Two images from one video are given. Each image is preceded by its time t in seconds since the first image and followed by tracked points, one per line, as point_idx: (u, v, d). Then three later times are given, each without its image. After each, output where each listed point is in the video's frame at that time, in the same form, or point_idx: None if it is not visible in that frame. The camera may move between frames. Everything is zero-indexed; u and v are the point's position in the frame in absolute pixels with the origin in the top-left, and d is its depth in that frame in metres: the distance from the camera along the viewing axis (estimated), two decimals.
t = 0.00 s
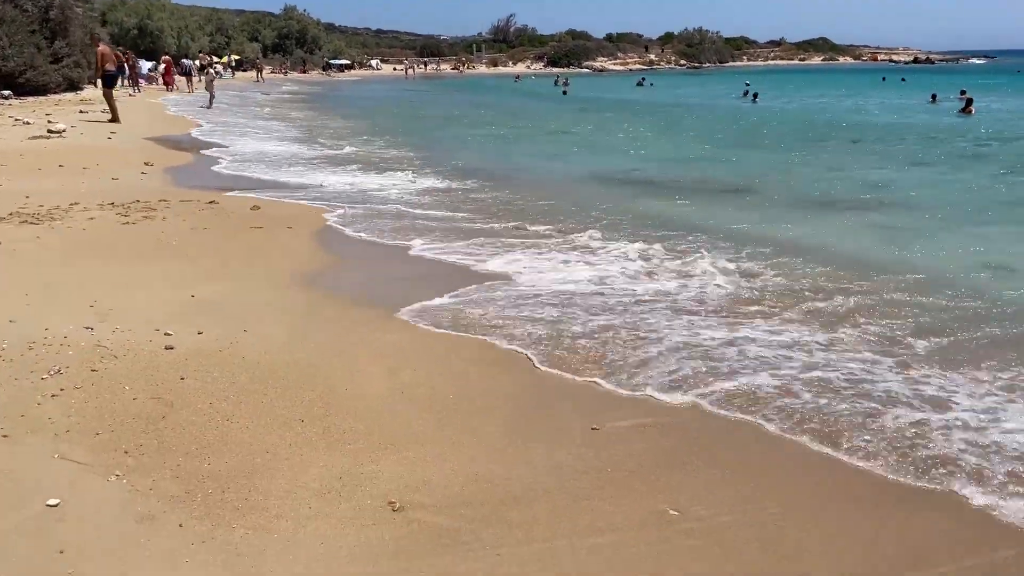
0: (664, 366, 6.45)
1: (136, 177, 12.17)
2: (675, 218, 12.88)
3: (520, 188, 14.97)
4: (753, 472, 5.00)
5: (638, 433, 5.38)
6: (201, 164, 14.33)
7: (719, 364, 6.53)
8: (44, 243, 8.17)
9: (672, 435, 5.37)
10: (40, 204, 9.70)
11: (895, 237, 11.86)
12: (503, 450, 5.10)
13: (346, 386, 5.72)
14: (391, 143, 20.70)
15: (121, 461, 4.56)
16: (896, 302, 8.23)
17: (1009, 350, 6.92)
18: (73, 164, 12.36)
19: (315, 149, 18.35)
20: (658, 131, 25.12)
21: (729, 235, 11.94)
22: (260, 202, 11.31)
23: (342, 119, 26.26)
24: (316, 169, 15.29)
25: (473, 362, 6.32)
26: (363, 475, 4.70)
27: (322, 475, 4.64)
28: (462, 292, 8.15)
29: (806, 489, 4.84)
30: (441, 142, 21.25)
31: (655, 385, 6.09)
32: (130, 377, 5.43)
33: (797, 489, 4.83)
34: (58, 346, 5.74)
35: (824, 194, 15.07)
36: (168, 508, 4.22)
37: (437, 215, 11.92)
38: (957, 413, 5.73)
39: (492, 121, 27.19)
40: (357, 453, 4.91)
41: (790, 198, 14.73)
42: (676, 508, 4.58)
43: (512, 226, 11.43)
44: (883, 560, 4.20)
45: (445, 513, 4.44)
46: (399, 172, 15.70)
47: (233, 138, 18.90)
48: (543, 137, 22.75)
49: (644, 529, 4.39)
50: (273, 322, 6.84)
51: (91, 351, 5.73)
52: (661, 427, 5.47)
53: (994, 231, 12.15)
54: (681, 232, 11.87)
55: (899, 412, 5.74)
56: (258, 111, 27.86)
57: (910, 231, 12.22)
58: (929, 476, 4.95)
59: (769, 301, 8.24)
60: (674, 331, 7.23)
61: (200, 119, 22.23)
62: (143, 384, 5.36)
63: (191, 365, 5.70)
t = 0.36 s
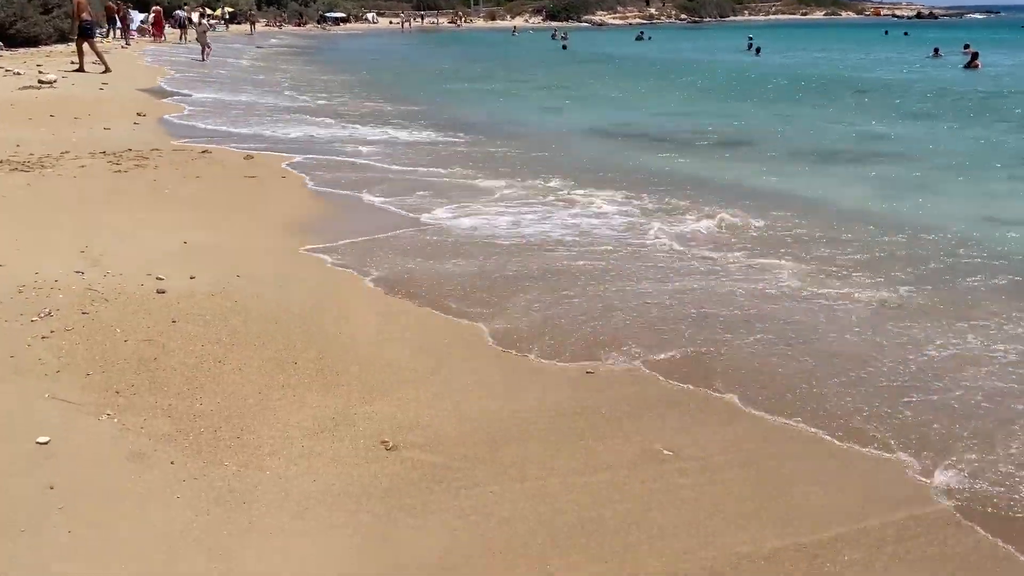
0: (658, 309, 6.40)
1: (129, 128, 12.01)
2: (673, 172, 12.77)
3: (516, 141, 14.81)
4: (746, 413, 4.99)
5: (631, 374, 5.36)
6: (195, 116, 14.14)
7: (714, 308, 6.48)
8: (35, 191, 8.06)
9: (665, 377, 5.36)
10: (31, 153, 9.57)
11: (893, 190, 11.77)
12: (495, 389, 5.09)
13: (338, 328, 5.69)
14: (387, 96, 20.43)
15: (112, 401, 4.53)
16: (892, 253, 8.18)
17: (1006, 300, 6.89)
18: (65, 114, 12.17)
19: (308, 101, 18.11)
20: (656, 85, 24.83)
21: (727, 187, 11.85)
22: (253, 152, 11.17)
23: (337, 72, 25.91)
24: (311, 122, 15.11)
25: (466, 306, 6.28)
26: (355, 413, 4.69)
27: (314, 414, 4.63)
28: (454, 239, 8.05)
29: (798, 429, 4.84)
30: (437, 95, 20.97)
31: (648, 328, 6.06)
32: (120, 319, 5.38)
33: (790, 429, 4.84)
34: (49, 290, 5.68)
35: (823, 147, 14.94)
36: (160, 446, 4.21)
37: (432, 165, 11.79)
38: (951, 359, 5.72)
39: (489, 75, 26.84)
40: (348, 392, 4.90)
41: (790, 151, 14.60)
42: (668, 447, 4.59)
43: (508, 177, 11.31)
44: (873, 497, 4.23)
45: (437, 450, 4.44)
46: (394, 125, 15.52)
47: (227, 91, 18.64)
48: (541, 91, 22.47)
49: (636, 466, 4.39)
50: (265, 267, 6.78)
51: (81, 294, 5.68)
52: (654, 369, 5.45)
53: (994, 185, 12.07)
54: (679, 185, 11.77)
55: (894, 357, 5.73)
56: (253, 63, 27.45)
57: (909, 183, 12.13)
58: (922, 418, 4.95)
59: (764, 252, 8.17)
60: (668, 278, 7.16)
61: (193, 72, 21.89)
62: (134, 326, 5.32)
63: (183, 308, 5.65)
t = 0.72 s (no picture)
0: (657, 237, 6.28)
1: (116, 69, 11.77)
2: (670, 117, 12.59)
3: (512, 86, 14.56)
4: (743, 340, 4.92)
5: (626, 302, 5.28)
6: (184, 57, 13.85)
7: (714, 236, 6.36)
8: (19, 127, 7.88)
9: (661, 305, 5.27)
10: (15, 91, 9.36)
11: (893, 133, 11.62)
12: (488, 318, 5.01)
13: (328, 259, 5.59)
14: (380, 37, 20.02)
15: (96, 325, 4.44)
16: (898, 173, 7.98)
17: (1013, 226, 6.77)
18: (50, 55, 11.91)
19: (300, 41, 17.72)
20: (655, 30, 24.41)
21: (724, 132, 11.70)
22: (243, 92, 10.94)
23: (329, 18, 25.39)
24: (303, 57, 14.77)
25: (459, 234, 6.16)
26: (344, 339, 4.61)
27: (302, 338, 4.56)
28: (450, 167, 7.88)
29: (795, 357, 4.78)
30: (432, 38, 20.59)
31: (646, 255, 5.95)
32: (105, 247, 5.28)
33: (785, 358, 4.78)
34: (32, 219, 5.55)
35: (824, 92, 14.71)
36: (144, 368, 4.13)
37: (426, 101, 11.56)
38: (952, 291, 5.64)
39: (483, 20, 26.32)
40: (338, 319, 4.81)
41: (789, 96, 14.38)
42: (662, 372, 4.52)
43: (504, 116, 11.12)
44: (867, 423, 4.19)
45: (427, 374, 4.37)
46: (387, 69, 15.25)
47: (216, 31, 18.23)
48: (537, 36, 22.07)
49: (629, 391, 4.33)
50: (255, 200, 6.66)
51: (65, 223, 5.56)
52: (650, 297, 5.36)
53: (997, 128, 11.90)
54: (676, 129, 11.60)
55: (895, 288, 5.65)
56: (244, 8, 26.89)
57: (910, 127, 11.97)
58: (920, 350, 4.89)
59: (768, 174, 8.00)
60: (669, 205, 7.02)
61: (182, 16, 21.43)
62: (120, 254, 5.22)
63: (171, 237, 5.55)
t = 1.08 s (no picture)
0: (647, 163, 6.11)
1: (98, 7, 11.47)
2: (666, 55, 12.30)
3: (504, 26, 14.23)
4: (739, 261, 4.82)
5: (615, 227, 5.17)
6: None
7: (710, 160, 6.18)
8: None
9: (650, 229, 5.16)
10: None
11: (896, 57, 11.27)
12: (473, 244, 4.91)
13: (310, 186, 5.46)
14: None
15: (71, 241, 4.33)
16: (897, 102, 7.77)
17: None
18: None
19: None
20: None
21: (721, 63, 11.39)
22: (227, 28, 10.66)
23: None
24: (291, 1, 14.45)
25: (444, 159, 5.98)
26: (322, 260, 4.50)
27: (279, 259, 4.45)
28: (438, 100, 7.70)
29: (792, 276, 4.67)
30: None
31: (636, 181, 5.79)
32: (81, 170, 5.14)
33: (776, 277, 4.66)
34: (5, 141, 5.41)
35: (825, 24, 14.32)
36: (121, 283, 4.03)
37: (416, 38, 11.27)
38: (952, 208, 5.47)
39: None
40: (321, 242, 4.71)
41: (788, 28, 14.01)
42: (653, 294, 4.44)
43: (495, 49, 10.82)
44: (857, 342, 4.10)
45: (412, 293, 4.28)
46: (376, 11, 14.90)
47: None
48: None
49: (622, 309, 4.25)
50: (237, 127, 6.52)
51: (39, 146, 5.42)
52: (639, 221, 5.25)
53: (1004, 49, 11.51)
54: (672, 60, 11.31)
55: (892, 206, 5.48)
56: None
57: (913, 51, 11.60)
58: (918, 266, 4.76)
59: (767, 105, 7.80)
60: (666, 134, 6.85)
61: None
62: (95, 177, 5.08)
63: (148, 162, 5.41)
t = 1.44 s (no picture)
0: (610, 160, 6.28)
1: None
2: None
3: None
4: (690, 272, 5.06)
5: (600, 228, 5.44)
6: None
7: (673, 157, 6.36)
8: None
9: (635, 231, 5.44)
10: None
11: None
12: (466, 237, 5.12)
13: (281, 176, 5.59)
14: None
15: (49, 242, 4.50)
16: (867, 77, 7.83)
17: (992, 137, 6.71)
18: None
19: None
20: None
21: None
22: None
23: None
24: None
25: (412, 156, 6.15)
26: (324, 258, 4.72)
27: (283, 259, 4.66)
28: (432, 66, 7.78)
29: (739, 292, 4.93)
30: None
31: (598, 183, 5.99)
32: (55, 159, 5.25)
33: (722, 292, 4.93)
34: None
35: None
36: (100, 294, 4.24)
37: None
38: (899, 219, 5.72)
39: None
40: (298, 238, 4.87)
41: None
42: (609, 297, 4.69)
43: None
44: (792, 364, 4.40)
45: (377, 298, 4.47)
46: None
47: None
48: None
49: (577, 316, 4.47)
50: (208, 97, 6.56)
51: (12, 125, 5.48)
52: (624, 222, 5.53)
53: None
54: None
55: (841, 216, 5.72)
56: None
57: None
58: (856, 286, 5.04)
59: (761, 72, 7.89)
60: (642, 117, 6.97)
61: None
62: (70, 167, 5.20)
63: (122, 149, 5.52)
